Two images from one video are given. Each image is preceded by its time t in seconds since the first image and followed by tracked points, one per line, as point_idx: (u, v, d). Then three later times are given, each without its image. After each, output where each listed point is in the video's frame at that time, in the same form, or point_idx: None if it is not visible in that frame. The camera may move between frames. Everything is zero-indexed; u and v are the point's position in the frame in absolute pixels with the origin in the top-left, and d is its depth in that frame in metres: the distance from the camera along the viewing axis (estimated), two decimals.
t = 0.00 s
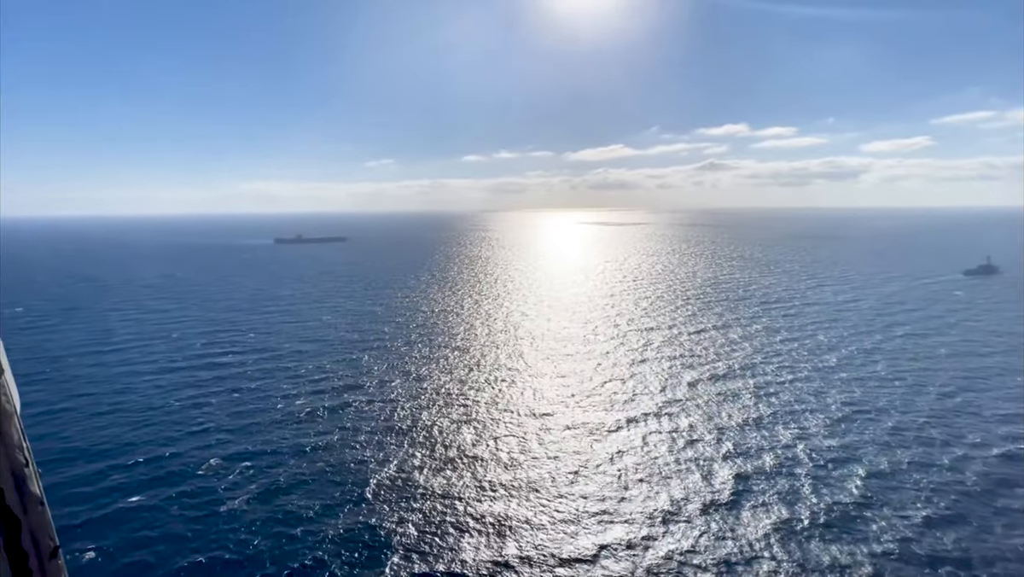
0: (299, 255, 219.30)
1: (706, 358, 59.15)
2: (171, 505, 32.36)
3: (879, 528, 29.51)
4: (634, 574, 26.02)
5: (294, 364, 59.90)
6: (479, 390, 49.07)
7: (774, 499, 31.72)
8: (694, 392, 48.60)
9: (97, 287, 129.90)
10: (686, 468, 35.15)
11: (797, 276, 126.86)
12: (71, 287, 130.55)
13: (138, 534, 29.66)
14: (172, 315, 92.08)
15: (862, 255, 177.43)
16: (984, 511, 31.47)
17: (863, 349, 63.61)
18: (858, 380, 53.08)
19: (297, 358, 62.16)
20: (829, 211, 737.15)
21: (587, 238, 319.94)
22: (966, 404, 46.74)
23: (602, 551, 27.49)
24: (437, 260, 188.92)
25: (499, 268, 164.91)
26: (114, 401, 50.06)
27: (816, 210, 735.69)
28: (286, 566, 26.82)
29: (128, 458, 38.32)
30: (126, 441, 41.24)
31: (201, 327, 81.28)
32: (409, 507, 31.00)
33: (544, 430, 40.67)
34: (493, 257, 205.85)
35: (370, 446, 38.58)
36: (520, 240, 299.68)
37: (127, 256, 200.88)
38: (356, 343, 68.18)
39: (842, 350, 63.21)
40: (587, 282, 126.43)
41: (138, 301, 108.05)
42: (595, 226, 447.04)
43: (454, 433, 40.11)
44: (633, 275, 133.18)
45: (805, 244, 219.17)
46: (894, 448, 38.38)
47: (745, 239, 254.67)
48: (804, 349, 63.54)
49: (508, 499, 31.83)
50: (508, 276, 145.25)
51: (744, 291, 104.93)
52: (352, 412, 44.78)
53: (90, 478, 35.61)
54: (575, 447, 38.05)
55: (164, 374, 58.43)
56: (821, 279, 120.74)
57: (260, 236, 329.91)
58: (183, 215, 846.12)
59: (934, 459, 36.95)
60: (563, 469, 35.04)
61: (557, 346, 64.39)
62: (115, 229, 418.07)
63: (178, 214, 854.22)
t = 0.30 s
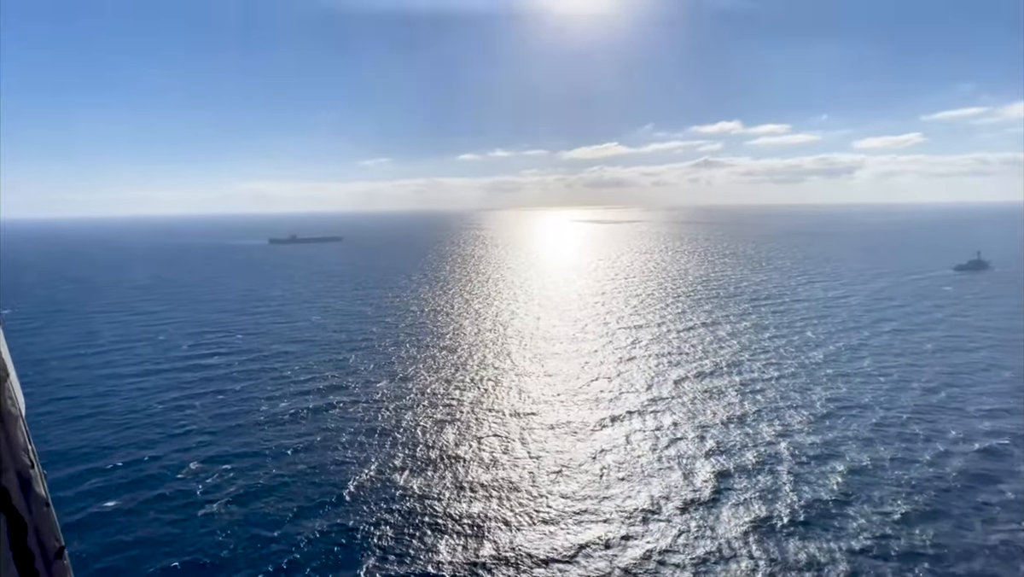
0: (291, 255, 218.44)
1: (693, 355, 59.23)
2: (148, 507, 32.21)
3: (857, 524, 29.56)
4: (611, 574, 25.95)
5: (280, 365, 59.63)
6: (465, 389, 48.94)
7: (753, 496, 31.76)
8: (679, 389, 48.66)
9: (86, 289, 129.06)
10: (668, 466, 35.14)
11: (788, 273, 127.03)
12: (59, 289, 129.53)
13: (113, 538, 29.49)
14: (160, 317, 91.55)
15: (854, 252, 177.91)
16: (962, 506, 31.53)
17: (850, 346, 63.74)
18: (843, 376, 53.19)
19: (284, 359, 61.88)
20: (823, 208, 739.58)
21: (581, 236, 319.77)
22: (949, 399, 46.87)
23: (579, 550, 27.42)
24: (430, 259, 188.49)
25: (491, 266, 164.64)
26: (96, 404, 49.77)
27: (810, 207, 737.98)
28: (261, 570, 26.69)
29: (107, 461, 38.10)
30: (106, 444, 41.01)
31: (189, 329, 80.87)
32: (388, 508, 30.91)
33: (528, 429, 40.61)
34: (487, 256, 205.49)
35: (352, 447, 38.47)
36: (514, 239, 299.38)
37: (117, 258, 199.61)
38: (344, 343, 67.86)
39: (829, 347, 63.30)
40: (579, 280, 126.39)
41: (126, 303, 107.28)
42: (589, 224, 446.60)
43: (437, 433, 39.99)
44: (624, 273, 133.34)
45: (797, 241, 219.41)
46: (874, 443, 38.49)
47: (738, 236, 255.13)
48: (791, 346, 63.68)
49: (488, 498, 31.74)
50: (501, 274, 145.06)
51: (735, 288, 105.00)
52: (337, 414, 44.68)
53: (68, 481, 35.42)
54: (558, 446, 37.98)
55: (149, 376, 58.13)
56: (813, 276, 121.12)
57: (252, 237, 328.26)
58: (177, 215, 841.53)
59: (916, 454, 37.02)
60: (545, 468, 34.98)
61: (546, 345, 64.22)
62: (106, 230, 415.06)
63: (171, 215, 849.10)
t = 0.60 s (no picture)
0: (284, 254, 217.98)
1: (681, 352, 59.26)
2: (127, 509, 32.03)
3: (837, 521, 29.55)
4: (589, 574, 25.89)
5: (267, 366, 59.37)
6: (451, 389, 48.78)
7: (733, 494, 31.79)
8: (665, 387, 48.69)
9: (76, 289, 128.52)
10: (650, 464, 35.11)
11: (780, 269, 127.27)
12: (49, 290, 128.78)
13: (90, 541, 29.30)
14: (149, 318, 91.02)
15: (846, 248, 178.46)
16: (943, 502, 31.56)
17: (837, 342, 63.85)
18: (829, 372, 53.28)
19: (271, 359, 61.58)
20: (817, 204, 742.58)
21: (575, 234, 319.96)
22: (933, 395, 46.97)
23: (557, 550, 27.36)
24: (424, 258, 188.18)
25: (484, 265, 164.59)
26: (80, 405, 49.46)
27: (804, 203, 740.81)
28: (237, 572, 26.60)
29: (88, 463, 37.86)
30: (88, 446, 40.75)
31: (177, 329, 80.54)
32: (367, 509, 30.79)
33: (512, 428, 40.52)
34: (481, 254, 205.48)
35: (336, 448, 38.31)
36: (508, 237, 299.55)
37: (109, 259, 198.50)
38: (333, 343, 67.68)
39: (817, 343, 63.36)
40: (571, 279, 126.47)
41: (116, 304, 106.75)
42: (584, 222, 446.78)
43: (421, 434, 39.87)
44: (616, 271, 133.53)
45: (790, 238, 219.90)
46: (857, 439, 38.56)
47: (731, 233, 255.73)
48: (779, 343, 63.77)
49: (469, 499, 31.65)
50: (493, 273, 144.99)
51: (725, 285, 105.18)
52: (322, 415, 44.52)
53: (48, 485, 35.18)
54: (541, 445, 37.90)
55: (135, 377, 57.83)
56: (804, 272, 121.49)
57: (246, 236, 327.54)
58: (170, 215, 838.59)
59: (898, 450, 37.08)
60: (528, 468, 34.91)
61: (535, 344, 64.11)
62: (100, 230, 412.81)
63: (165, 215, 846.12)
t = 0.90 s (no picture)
0: (279, 255, 217.03)
1: (670, 351, 59.13)
2: (107, 511, 31.92)
3: (817, 520, 29.50)
4: (566, 574, 25.83)
5: (256, 367, 59.17)
6: (438, 390, 48.59)
7: (715, 493, 31.74)
8: (653, 386, 48.59)
9: (68, 291, 127.83)
10: (633, 464, 35.03)
11: (773, 268, 127.12)
12: (41, 291, 128.13)
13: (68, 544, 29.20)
14: (140, 319, 90.57)
15: (841, 246, 178.46)
16: (924, 500, 31.55)
17: (827, 340, 63.77)
18: (817, 371, 53.26)
19: (260, 361, 61.31)
20: (814, 203, 743.07)
21: (572, 233, 319.24)
22: (920, 393, 46.92)
23: (535, 552, 27.26)
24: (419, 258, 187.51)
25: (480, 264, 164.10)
26: (65, 407, 49.17)
27: (801, 202, 741.25)
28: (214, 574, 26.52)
29: (70, 465, 37.69)
30: (71, 448, 40.50)
31: (167, 331, 80.17)
32: (347, 511, 30.70)
33: (497, 429, 40.35)
34: (477, 254, 204.83)
35: (319, 449, 38.17)
36: (505, 237, 298.79)
37: (102, 260, 197.13)
38: (322, 344, 67.39)
39: (806, 342, 63.29)
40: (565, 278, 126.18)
41: (108, 305, 106.16)
42: (581, 221, 446.19)
43: (405, 435, 39.75)
44: (611, 270, 133.12)
45: (786, 237, 219.70)
46: (841, 438, 38.51)
47: (728, 232, 255.42)
48: (769, 341, 63.68)
49: (449, 500, 31.54)
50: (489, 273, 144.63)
51: (719, 284, 105.03)
52: (309, 417, 44.28)
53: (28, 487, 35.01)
54: (525, 446, 37.75)
55: (122, 378, 57.48)
56: (797, 270, 121.46)
57: (241, 237, 326.05)
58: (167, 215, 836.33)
59: (881, 449, 37.03)
60: (510, 468, 34.86)
61: (525, 344, 63.88)
62: (96, 231, 410.84)
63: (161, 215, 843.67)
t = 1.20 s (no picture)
0: (275, 256, 216.78)
1: (660, 352, 58.97)
2: (86, 515, 31.72)
3: (797, 521, 29.43)
4: None
5: (244, 368, 58.96)
6: (426, 392, 48.38)
7: (696, 494, 31.62)
8: (640, 387, 48.48)
9: (62, 292, 127.59)
10: (617, 465, 34.88)
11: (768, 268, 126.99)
12: (35, 293, 127.93)
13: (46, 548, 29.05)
14: (131, 321, 90.35)
15: (837, 245, 178.31)
16: (906, 500, 31.48)
17: (817, 340, 63.69)
18: (806, 371, 53.15)
19: (249, 362, 61.09)
20: (812, 202, 743.22)
21: (569, 233, 319.00)
22: (907, 393, 46.83)
23: (514, 555, 27.07)
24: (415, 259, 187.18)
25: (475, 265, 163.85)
26: (50, 409, 48.96)
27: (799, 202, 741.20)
28: None
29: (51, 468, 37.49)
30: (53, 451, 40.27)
31: (157, 332, 79.89)
32: (327, 513, 30.51)
33: (483, 431, 40.14)
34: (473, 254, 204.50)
35: (303, 451, 37.97)
36: (502, 237, 298.38)
37: (97, 261, 196.90)
38: (312, 345, 67.18)
39: (796, 341, 63.17)
40: (560, 279, 126.04)
41: (100, 307, 105.95)
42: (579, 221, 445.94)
43: (390, 437, 39.56)
44: (606, 271, 132.90)
45: (782, 236, 219.56)
46: (826, 438, 38.45)
47: (724, 232, 255.24)
48: (759, 341, 63.56)
49: (431, 502, 31.37)
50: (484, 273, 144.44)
51: (713, 284, 104.97)
52: (294, 418, 44.09)
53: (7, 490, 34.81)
54: (511, 448, 37.55)
55: (109, 380, 57.30)
56: (792, 270, 121.35)
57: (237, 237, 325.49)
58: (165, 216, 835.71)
59: (866, 449, 36.92)
60: (494, 470, 34.69)
61: (516, 344, 63.67)
62: (93, 232, 410.55)
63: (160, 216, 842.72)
